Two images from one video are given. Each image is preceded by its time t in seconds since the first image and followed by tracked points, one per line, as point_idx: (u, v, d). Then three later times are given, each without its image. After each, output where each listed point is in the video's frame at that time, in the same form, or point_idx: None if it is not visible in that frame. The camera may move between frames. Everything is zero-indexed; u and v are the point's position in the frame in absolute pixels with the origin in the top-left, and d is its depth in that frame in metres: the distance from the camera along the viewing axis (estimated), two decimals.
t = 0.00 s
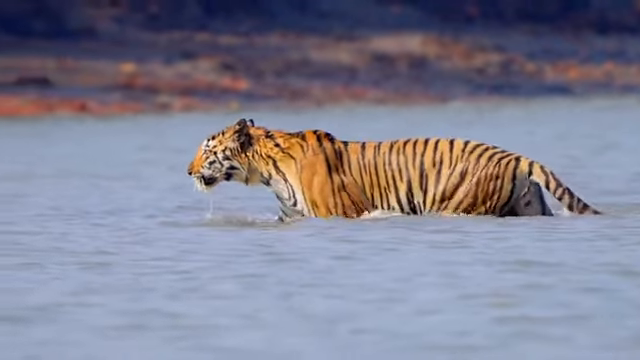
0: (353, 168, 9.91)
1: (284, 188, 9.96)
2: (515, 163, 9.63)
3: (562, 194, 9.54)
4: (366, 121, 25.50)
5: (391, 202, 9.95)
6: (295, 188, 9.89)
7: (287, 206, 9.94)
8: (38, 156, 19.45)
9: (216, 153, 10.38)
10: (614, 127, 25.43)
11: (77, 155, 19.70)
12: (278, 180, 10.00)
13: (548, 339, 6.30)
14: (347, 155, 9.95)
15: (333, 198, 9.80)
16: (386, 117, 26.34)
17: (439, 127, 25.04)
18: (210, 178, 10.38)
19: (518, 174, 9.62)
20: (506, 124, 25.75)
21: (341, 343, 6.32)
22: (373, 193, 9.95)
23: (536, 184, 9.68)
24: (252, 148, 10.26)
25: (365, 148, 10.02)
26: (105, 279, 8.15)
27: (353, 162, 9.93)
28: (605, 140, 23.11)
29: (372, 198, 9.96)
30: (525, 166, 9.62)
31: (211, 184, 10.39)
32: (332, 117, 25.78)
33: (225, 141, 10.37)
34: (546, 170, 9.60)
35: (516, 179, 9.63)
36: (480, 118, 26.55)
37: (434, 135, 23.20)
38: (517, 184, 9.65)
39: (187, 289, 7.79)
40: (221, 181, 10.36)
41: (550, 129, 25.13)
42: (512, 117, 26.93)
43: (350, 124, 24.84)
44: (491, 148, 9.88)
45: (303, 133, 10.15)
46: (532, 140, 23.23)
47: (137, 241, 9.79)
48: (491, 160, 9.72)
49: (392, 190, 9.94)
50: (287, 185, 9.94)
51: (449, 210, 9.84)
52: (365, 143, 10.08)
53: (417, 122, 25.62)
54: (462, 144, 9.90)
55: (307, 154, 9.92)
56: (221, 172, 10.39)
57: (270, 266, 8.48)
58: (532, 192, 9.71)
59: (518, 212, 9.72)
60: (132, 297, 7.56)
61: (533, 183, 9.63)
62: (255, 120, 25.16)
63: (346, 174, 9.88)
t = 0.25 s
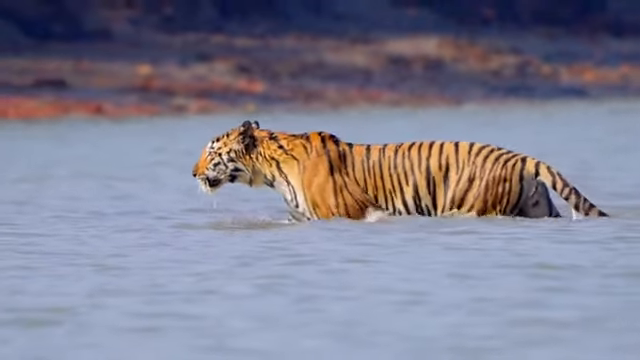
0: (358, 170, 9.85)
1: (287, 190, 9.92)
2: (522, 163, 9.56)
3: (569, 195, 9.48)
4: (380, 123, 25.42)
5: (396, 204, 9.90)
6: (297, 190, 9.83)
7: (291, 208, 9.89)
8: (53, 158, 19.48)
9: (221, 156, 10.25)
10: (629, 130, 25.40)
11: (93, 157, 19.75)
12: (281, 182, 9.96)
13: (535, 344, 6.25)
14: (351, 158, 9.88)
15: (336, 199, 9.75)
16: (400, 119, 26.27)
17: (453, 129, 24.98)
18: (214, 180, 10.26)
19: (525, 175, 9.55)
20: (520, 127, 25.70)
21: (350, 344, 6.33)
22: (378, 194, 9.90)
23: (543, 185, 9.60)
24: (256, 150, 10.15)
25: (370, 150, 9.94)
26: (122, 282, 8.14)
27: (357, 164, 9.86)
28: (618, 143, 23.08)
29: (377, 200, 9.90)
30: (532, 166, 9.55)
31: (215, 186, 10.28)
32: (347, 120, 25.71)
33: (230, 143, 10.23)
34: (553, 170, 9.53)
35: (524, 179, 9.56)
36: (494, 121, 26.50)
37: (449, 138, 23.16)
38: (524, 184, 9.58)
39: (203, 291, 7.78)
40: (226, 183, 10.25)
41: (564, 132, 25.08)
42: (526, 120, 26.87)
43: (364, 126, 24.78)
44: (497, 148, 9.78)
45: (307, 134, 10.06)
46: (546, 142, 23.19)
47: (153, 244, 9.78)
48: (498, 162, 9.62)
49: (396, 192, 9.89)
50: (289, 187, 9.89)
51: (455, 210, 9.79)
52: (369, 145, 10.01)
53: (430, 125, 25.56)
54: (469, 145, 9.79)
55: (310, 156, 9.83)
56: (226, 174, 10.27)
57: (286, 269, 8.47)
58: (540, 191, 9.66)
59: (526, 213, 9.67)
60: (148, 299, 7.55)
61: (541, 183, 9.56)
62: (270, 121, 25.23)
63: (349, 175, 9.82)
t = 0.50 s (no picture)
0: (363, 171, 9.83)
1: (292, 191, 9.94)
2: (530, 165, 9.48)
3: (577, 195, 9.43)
4: (395, 124, 25.38)
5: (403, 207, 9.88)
6: (300, 190, 9.86)
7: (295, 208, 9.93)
8: (63, 161, 19.45)
9: (227, 158, 10.24)
10: None
11: (104, 159, 19.72)
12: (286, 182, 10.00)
13: (555, 347, 6.23)
14: (356, 159, 9.86)
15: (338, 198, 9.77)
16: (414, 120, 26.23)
17: (467, 130, 24.95)
18: (220, 181, 10.25)
19: (534, 177, 9.48)
20: (535, 129, 25.66)
21: (380, 344, 6.34)
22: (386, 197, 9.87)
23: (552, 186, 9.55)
24: (262, 152, 10.15)
25: (376, 152, 9.92)
26: (132, 284, 8.15)
27: (362, 166, 9.84)
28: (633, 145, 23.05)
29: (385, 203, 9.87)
30: (540, 168, 9.48)
31: (222, 188, 10.27)
32: (362, 122, 25.67)
33: (236, 144, 10.22)
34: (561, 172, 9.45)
35: (533, 181, 9.50)
36: (508, 122, 26.45)
37: (463, 140, 23.12)
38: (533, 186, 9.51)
39: (220, 293, 7.80)
40: (232, 185, 10.25)
41: (579, 133, 25.04)
42: (540, 121, 26.83)
43: (378, 128, 24.75)
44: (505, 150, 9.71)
45: (314, 136, 10.05)
46: (562, 144, 23.16)
47: (172, 245, 9.80)
48: (507, 163, 9.54)
49: (403, 195, 9.86)
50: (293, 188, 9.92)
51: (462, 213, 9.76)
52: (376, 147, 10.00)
53: (445, 126, 25.52)
54: (477, 148, 9.73)
55: (314, 157, 9.85)
56: (232, 176, 10.26)
57: (304, 271, 8.48)
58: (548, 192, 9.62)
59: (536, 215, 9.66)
60: (166, 301, 7.56)
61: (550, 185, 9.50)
62: (281, 123, 25.15)
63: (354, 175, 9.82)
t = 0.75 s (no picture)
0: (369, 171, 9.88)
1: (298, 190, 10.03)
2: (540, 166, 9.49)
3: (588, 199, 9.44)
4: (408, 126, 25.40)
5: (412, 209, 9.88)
6: (306, 189, 9.91)
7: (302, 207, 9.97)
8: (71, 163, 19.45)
9: (235, 159, 10.33)
10: None
11: (110, 161, 19.72)
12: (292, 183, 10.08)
13: (565, 348, 6.25)
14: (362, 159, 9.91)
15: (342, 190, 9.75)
16: (427, 122, 26.23)
17: (480, 132, 24.97)
18: (228, 184, 10.34)
19: (544, 178, 9.49)
20: (548, 130, 25.67)
21: (386, 347, 6.34)
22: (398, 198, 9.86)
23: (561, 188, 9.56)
24: (270, 153, 10.22)
25: (383, 153, 9.96)
26: (137, 285, 8.19)
27: (368, 166, 9.89)
28: None
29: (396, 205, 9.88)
30: (551, 170, 9.48)
31: (230, 190, 10.36)
32: (375, 123, 25.69)
33: (244, 147, 10.29)
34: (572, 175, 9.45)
35: (543, 184, 9.52)
36: (521, 123, 26.46)
37: (476, 141, 23.13)
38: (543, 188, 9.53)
39: (239, 295, 7.82)
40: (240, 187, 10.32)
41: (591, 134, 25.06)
42: (553, 123, 26.84)
43: (391, 129, 24.76)
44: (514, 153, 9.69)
45: (322, 137, 10.10)
46: (574, 145, 23.19)
47: (189, 247, 9.82)
48: (517, 165, 9.53)
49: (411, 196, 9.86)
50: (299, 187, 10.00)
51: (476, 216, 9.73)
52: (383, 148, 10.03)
53: (457, 127, 25.53)
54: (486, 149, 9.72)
55: (319, 157, 9.91)
56: (240, 178, 10.34)
57: (322, 272, 8.50)
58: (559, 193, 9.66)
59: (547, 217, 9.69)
60: (185, 303, 7.58)
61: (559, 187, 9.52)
62: (284, 125, 25.13)
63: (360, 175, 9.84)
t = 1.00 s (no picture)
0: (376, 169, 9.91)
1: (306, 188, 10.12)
2: (550, 168, 9.43)
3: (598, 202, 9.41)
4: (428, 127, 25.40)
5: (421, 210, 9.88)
6: (312, 186, 10.00)
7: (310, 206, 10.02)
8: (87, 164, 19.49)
9: (244, 160, 10.43)
10: None
11: (127, 162, 19.76)
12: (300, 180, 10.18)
13: (582, 350, 6.25)
14: (370, 158, 9.98)
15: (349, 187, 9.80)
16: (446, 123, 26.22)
17: (500, 133, 24.96)
18: (238, 184, 10.45)
19: (555, 180, 9.44)
20: (568, 132, 25.66)
21: (400, 348, 6.35)
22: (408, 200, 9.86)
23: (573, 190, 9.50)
24: (278, 153, 10.32)
25: (392, 152, 10.00)
26: (149, 286, 8.21)
27: (376, 165, 9.93)
28: None
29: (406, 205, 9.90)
30: (561, 172, 9.42)
31: (240, 191, 10.46)
32: (394, 124, 25.68)
33: (253, 147, 10.40)
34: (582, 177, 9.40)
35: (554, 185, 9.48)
36: (541, 125, 26.44)
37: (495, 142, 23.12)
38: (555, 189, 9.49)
39: (256, 296, 7.82)
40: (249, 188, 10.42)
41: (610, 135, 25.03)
42: (573, 124, 26.81)
43: (411, 131, 24.76)
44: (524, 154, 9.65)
45: (330, 136, 10.19)
46: (593, 146, 23.18)
47: (204, 248, 9.83)
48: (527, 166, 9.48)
49: (419, 196, 9.85)
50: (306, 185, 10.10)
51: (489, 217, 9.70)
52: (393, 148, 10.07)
53: (477, 129, 25.54)
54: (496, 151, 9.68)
55: (327, 155, 10.00)
56: (250, 179, 10.44)
57: (339, 274, 8.51)
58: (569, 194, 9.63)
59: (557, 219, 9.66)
60: (202, 304, 7.59)
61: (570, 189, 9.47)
62: (299, 125, 25.17)
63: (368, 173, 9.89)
